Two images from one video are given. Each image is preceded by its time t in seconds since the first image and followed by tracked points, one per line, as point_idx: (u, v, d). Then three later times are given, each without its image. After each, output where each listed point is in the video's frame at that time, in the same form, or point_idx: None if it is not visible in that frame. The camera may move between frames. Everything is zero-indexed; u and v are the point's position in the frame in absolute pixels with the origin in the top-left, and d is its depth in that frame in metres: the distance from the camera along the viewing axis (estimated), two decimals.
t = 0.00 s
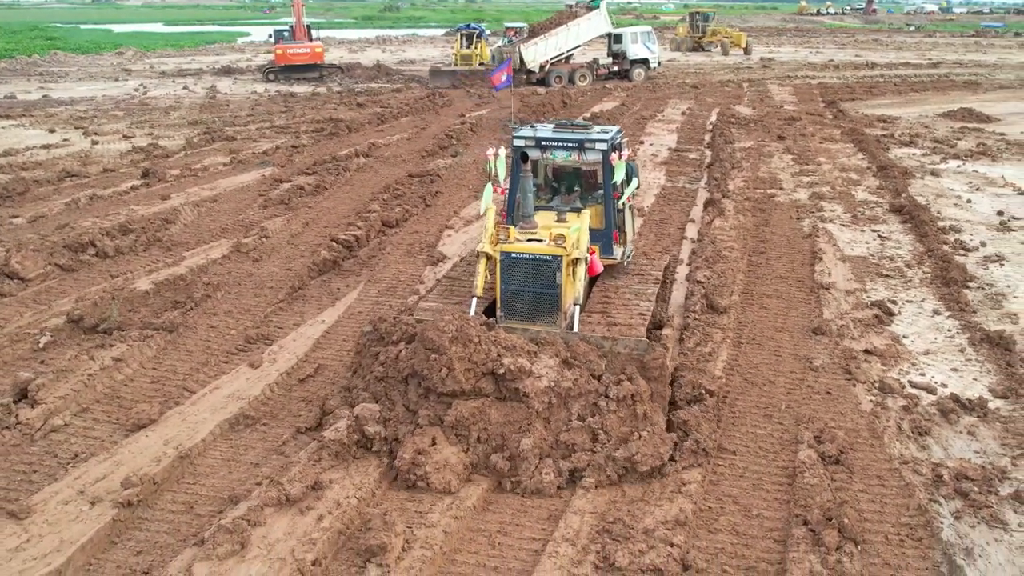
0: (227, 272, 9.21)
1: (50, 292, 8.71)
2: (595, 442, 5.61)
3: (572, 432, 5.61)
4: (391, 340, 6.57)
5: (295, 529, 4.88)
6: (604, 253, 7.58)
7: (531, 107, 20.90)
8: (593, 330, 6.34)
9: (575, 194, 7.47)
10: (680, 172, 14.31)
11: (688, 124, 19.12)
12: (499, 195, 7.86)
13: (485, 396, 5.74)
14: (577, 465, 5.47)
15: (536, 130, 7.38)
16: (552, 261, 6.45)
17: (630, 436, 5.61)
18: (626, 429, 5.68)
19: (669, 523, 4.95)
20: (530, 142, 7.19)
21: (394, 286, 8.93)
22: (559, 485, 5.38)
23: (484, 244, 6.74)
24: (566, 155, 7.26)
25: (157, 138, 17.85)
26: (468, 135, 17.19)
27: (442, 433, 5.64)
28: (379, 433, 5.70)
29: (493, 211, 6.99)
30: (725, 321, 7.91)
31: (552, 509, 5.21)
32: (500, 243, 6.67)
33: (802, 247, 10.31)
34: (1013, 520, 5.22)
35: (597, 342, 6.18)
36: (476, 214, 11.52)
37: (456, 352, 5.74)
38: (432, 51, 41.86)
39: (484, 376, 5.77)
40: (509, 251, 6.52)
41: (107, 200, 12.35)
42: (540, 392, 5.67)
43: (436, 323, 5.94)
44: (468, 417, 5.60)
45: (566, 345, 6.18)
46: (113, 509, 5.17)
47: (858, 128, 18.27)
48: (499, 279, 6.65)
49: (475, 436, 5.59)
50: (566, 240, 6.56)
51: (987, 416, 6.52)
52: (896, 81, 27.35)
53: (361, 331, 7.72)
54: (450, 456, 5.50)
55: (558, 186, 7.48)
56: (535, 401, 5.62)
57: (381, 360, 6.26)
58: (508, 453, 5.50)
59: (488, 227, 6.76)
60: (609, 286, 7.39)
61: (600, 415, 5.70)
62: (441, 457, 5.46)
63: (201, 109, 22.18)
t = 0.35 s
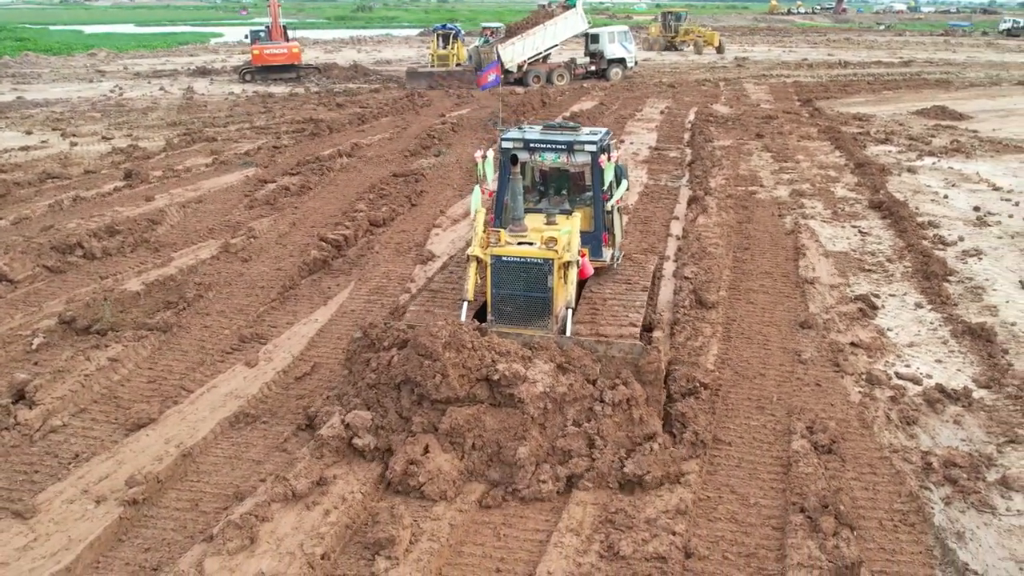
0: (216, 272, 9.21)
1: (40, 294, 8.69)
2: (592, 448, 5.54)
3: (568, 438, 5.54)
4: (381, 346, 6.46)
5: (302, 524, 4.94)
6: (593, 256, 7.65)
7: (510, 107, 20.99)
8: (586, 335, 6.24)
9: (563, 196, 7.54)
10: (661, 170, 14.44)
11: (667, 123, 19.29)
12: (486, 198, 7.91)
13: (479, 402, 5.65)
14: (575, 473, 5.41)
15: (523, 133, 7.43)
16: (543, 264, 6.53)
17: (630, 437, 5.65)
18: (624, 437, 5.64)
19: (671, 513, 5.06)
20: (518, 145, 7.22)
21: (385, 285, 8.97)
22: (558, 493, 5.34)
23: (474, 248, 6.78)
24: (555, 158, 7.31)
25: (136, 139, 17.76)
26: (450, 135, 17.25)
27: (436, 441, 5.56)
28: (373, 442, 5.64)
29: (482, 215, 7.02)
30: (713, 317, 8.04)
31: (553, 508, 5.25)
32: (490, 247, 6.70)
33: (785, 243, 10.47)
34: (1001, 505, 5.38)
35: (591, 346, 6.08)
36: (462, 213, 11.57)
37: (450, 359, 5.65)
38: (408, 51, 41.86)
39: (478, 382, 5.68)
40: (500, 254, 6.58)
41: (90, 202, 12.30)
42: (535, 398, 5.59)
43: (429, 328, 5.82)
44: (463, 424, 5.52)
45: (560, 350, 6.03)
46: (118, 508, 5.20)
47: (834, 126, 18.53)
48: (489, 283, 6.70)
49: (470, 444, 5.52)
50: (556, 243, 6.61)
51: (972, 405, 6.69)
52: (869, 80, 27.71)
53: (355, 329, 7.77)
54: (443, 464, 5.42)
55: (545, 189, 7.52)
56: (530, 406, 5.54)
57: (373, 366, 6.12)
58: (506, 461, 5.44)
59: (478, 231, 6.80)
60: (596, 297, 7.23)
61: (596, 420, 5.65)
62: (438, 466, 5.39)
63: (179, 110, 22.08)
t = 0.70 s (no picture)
0: (218, 272, 9.25)
1: (42, 294, 8.72)
2: (599, 454, 5.50)
3: (576, 445, 5.48)
4: (384, 353, 6.39)
5: (320, 518, 5.02)
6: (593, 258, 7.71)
7: (501, 107, 21.06)
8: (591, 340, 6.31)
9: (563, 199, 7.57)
10: (654, 169, 14.56)
11: (658, 123, 19.41)
12: (485, 200, 7.95)
13: (486, 409, 5.56)
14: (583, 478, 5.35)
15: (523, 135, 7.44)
16: (546, 268, 6.58)
17: (638, 441, 5.65)
18: (632, 445, 5.63)
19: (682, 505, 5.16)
20: (517, 147, 7.23)
21: (387, 283, 9.04)
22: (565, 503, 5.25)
23: (475, 253, 6.81)
24: (554, 160, 7.33)
25: (129, 140, 17.75)
26: (443, 135, 17.31)
27: (441, 449, 5.43)
28: (376, 452, 5.55)
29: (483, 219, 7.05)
30: (713, 313, 8.15)
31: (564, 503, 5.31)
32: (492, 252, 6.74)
33: (780, 241, 10.60)
34: (1001, 494, 5.51)
35: (597, 351, 6.16)
36: (459, 213, 11.65)
37: (454, 365, 5.53)
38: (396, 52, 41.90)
39: (484, 390, 5.58)
40: (502, 259, 6.63)
41: (87, 203, 12.30)
42: (542, 404, 5.49)
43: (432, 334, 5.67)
44: (469, 432, 5.41)
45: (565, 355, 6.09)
46: (136, 504, 5.25)
47: (823, 126, 18.72)
48: (491, 288, 6.75)
49: (476, 452, 5.42)
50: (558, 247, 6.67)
51: (968, 397, 6.83)
52: (856, 79, 27.96)
53: (361, 328, 7.84)
54: (448, 473, 5.31)
55: (545, 192, 7.55)
56: (537, 413, 5.45)
57: (375, 373, 5.97)
58: (512, 468, 5.37)
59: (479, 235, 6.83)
60: (595, 308, 7.14)
61: (603, 426, 5.61)
62: (444, 472, 5.30)
63: (169, 111, 22.06)
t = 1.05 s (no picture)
0: (228, 269, 9.35)
1: (55, 291, 8.82)
2: (610, 458, 5.50)
3: (587, 447, 5.48)
4: (394, 355, 6.21)
5: (343, 506, 5.17)
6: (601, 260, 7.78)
7: (500, 106, 21.18)
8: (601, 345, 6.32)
9: (570, 201, 7.62)
10: (654, 168, 14.70)
11: (656, 122, 19.57)
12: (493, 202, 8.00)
13: (497, 412, 5.61)
14: (592, 484, 5.33)
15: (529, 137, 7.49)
16: (554, 270, 6.63)
17: (649, 446, 5.63)
18: (645, 450, 5.60)
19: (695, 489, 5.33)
20: (524, 149, 7.22)
21: (395, 280, 9.17)
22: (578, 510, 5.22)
23: (484, 255, 6.86)
24: (561, 162, 7.38)
25: (130, 140, 17.83)
26: (444, 134, 17.45)
27: (452, 453, 5.46)
28: (386, 457, 5.57)
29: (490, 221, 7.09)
30: (719, 308, 8.30)
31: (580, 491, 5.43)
32: (501, 253, 6.79)
33: (781, 237, 10.75)
34: (1004, 481, 5.67)
35: (607, 354, 6.13)
36: (463, 211, 11.77)
37: (466, 368, 5.61)
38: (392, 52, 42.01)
39: (494, 393, 5.64)
40: (511, 261, 6.69)
41: (93, 202, 12.40)
42: (553, 407, 5.56)
43: (443, 337, 5.79)
44: (480, 435, 5.46)
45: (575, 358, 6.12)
46: (161, 494, 5.37)
47: (819, 124, 18.90)
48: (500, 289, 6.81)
49: (488, 455, 5.45)
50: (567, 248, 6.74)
51: (970, 388, 6.98)
52: (850, 78, 28.17)
53: (373, 323, 7.98)
54: (458, 478, 5.31)
55: (551, 192, 7.59)
56: (548, 416, 5.50)
57: (385, 376, 5.96)
58: (523, 473, 5.36)
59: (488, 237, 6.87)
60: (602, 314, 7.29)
61: (615, 429, 5.61)
62: (454, 475, 5.31)
63: (169, 111, 22.13)
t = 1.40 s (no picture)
0: (236, 265, 9.51)
1: (67, 287, 8.97)
2: (618, 452, 5.58)
3: (595, 443, 5.57)
4: (402, 353, 6.26)
5: (362, 488, 5.36)
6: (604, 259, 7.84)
7: (497, 105, 21.36)
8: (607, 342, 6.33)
9: (573, 200, 7.70)
10: (652, 165, 14.90)
11: (652, 120, 19.77)
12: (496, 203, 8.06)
13: (505, 410, 5.63)
14: (603, 476, 5.42)
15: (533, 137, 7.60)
16: (560, 268, 6.68)
17: (655, 441, 5.72)
18: (650, 444, 5.68)
19: (702, 470, 5.52)
20: (528, 148, 7.38)
21: (402, 274, 9.35)
22: (587, 500, 5.35)
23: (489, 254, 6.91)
24: (565, 161, 7.49)
25: (131, 139, 17.96)
26: (443, 133, 17.64)
27: (461, 452, 5.48)
28: (395, 454, 5.61)
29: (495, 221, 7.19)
30: (719, 300, 8.50)
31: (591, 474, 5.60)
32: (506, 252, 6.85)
33: (778, 232, 10.97)
34: (998, 463, 5.89)
35: (614, 352, 6.13)
36: (465, 207, 11.96)
37: (475, 366, 5.64)
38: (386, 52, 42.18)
39: (503, 391, 5.65)
40: (517, 259, 6.73)
41: (98, 199, 12.54)
42: (562, 405, 5.60)
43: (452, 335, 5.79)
44: (490, 433, 5.49)
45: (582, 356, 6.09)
46: (186, 478, 5.55)
47: (813, 122, 19.14)
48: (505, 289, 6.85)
49: (497, 452, 5.49)
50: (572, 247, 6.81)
51: (964, 375, 7.20)
52: (843, 76, 28.46)
53: (382, 316, 8.17)
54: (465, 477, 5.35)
55: (555, 191, 7.69)
56: (557, 414, 5.55)
57: (394, 373, 6.02)
58: (531, 472, 5.42)
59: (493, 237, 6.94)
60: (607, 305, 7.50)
61: (622, 426, 5.70)
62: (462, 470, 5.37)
63: (167, 110, 22.25)
